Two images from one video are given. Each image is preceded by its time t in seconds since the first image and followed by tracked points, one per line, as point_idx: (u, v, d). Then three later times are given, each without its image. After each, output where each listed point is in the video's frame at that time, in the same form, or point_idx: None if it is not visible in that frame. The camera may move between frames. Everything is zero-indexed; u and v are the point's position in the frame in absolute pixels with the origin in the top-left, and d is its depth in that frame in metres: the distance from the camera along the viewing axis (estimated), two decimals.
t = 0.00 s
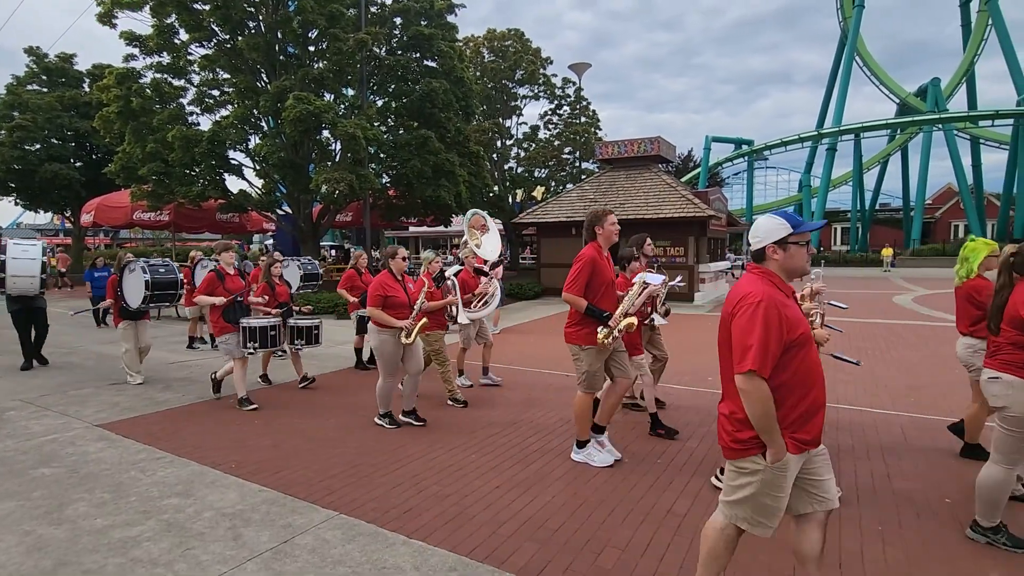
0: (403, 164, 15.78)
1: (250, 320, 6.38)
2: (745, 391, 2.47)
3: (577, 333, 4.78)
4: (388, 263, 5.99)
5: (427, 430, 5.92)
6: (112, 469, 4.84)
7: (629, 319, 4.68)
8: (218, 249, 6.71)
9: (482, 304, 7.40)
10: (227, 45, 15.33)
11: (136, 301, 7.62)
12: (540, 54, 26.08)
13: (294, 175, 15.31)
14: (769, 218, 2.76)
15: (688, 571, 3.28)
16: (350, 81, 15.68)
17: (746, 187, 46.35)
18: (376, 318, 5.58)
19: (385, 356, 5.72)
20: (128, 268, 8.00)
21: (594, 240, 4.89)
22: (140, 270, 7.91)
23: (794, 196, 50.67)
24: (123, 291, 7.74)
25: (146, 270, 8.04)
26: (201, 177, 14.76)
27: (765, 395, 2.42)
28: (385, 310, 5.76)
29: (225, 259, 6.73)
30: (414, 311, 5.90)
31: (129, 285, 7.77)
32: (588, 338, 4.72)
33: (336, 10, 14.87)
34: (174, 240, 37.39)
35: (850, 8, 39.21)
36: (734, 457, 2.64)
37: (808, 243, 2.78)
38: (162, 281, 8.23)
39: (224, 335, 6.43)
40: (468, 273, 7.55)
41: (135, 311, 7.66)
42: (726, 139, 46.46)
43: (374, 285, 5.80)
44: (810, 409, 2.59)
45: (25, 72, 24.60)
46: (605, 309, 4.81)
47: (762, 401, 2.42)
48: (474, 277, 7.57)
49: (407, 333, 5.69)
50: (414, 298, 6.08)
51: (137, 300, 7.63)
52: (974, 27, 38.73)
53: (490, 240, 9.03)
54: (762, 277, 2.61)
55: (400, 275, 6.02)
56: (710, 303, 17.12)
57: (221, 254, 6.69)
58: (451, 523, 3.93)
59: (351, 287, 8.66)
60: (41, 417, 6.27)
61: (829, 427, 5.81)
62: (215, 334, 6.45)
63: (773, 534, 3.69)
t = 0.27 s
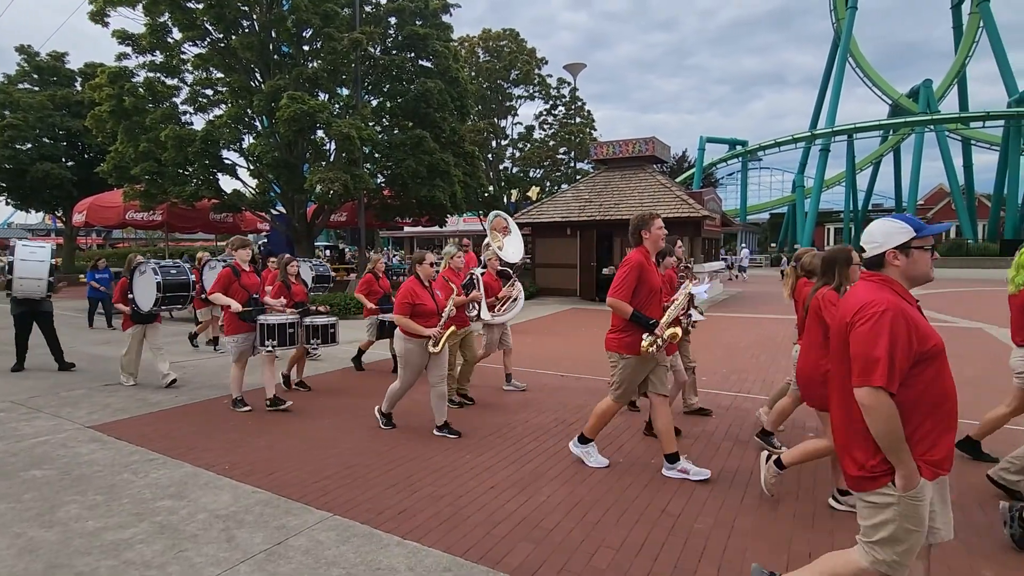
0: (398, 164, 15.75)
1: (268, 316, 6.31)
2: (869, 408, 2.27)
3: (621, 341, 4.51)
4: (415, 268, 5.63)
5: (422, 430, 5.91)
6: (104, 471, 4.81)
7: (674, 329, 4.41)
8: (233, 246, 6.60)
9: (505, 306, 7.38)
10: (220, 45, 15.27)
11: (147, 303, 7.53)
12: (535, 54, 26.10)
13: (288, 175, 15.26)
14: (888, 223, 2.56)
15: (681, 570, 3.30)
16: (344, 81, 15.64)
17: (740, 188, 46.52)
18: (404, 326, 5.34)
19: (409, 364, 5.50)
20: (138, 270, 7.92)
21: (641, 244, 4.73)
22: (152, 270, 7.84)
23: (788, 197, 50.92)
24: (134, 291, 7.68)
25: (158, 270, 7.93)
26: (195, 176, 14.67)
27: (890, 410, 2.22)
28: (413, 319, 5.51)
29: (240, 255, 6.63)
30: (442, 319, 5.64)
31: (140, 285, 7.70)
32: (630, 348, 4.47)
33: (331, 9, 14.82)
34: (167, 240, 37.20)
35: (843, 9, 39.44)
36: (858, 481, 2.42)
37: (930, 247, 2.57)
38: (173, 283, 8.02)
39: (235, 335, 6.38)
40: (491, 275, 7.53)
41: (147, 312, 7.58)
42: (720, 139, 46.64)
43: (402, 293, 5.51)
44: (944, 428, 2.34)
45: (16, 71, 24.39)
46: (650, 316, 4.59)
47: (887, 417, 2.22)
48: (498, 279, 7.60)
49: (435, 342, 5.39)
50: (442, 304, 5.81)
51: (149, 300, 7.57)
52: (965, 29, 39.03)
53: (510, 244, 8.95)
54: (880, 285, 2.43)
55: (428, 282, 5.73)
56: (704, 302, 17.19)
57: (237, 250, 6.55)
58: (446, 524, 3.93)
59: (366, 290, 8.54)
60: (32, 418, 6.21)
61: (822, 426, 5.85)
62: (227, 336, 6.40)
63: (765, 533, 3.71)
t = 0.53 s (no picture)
0: (393, 164, 15.72)
1: (292, 325, 6.12)
2: (1009, 420, 2.07)
3: (669, 337, 4.37)
4: (443, 263, 5.55)
5: (418, 431, 5.90)
6: (97, 473, 4.78)
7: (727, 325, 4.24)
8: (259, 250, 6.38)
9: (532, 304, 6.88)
10: (214, 44, 15.21)
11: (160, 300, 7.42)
12: (531, 54, 26.11)
13: (283, 175, 15.22)
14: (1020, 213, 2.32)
15: (675, 570, 3.31)
16: (339, 80, 15.61)
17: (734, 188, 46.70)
18: (431, 323, 5.18)
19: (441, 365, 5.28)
20: (148, 268, 7.98)
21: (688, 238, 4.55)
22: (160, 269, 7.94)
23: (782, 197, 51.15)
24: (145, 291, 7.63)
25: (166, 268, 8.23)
26: (188, 176, 14.59)
27: None
28: (440, 315, 5.39)
29: (266, 259, 6.38)
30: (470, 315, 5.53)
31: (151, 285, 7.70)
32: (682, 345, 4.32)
33: (325, 9, 14.77)
34: (160, 240, 37.00)
35: (837, 11, 39.65)
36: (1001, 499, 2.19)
37: None
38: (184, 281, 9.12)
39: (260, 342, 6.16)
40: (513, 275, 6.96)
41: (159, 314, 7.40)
42: (715, 140, 46.82)
43: (427, 289, 5.37)
44: None
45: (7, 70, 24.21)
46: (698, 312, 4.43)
47: None
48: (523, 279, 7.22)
49: (462, 339, 5.23)
50: (471, 302, 5.65)
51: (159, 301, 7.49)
52: (958, 31, 39.31)
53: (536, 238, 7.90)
54: (1006, 284, 2.22)
55: (455, 276, 5.61)
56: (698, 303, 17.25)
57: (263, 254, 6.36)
58: (441, 525, 3.93)
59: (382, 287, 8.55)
60: (24, 420, 6.17)
61: (816, 426, 5.88)
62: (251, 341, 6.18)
63: (759, 533, 3.73)
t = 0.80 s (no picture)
0: (389, 164, 15.68)
1: (312, 323, 5.91)
2: None
3: (724, 351, 4.13)
4: (472, 270, 5.17)
5: (414, 432, 5.90)
6: (90, 474, 4.76)
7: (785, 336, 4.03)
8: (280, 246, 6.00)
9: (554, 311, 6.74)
10: (210, 43, 15.15)
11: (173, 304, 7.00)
12: (527, 54, 26.10)
13: (279, 175, 15.17)
14: None
15: (671, 570, 3.31)
16: (335, 80, 15.57)
17: (730, 188, 46.82)
18: (463, 333, 4.92)
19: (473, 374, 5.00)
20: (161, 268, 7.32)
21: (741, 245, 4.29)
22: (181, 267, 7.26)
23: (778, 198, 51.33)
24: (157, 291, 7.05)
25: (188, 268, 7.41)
26: (183, 176, 14.51)
27: None
28: (472, 324, 5.06)
29: (286, 255, 6.04)
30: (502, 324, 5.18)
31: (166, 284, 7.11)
32: (737, 359, 4.08)
33: (322, 8, 14.73)
34: (155, 240, 36.87)
35: (832, 12, 39.80)
36: None
37: None
38: (200, 282, 8.06)
39: (285, 341, 5.91)
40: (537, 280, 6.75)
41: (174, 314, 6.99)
42: (711, 141, 46.93)
43: (459, 296, 5.03)
44: None
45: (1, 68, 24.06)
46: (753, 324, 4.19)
47: None
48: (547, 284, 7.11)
49: (495, 350, 4.97)
50: (502, 309, 5.34)
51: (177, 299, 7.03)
52: (952, 33, 39.53)
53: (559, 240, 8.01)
54: None
55: (487, 282, 5.21)
56: (694, 303, 17.31)
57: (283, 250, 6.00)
58: (437, 525, 3.92)
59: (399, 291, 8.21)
60: (16, 421, 6.13)
61: (810, 425, 5.91)
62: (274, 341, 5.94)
63: (754, 532, 3.73)
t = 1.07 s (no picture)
0: (386, 164, 15.66)
1: (338, 329, 5.77)
2: None
3: (785, 351, 3.98)
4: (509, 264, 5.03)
5: (411, 432, 5.89)
6: (86, 475, 4.74)
7: (843, 332, 4.01)
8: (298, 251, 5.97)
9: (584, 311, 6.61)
10: (206, 43, 15.12)
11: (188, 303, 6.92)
12: (524, 55, 26.11)
13: (276, 175, 15.13)
14: None
15: (668, 571, 3.32)
16: (332, 80, 15.54)
17: (727, 189, 46.93)
18: (502, 331, 4.77)
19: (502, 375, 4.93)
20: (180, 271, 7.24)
21: (801, 239, 4.14)
22: (198, 266, 7.30)
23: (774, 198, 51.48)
24: (174, 289, 7.01)
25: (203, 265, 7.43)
26: (179, 176, 14.45)
27: None
28: (509, 321, 4.91)
29: (307, 260, 6.02)
30: (540, 322, 5.04)
31: (182, 282, 7.09)
32: (798, 358, 3.96)
33: (319, 8, 14.69)
34: (151, 241, 36.77)
35: (828, 14, 39.96)
36: None
37: None
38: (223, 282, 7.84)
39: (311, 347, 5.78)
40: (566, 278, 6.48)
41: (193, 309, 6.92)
42: (707, 142, 47.04)
43: (498, 293, 4.90)
44: None
45: None
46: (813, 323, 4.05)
47: None
48: (574, 283, 6.87)
49: (535, 348, 4.85)
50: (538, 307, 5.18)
51: (198, 293, 6.99)
52: (947, 35, 39.73)
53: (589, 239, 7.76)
54: None
55: (523, 279, 5.10)
56: (691, 304, 17.35)
57: (304, 255, 5.97)
58: (434, 526, 3.91)
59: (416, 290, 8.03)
60: (11, 422, 6.10)
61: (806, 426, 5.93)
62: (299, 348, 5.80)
63: (750, 533, 3.74)
